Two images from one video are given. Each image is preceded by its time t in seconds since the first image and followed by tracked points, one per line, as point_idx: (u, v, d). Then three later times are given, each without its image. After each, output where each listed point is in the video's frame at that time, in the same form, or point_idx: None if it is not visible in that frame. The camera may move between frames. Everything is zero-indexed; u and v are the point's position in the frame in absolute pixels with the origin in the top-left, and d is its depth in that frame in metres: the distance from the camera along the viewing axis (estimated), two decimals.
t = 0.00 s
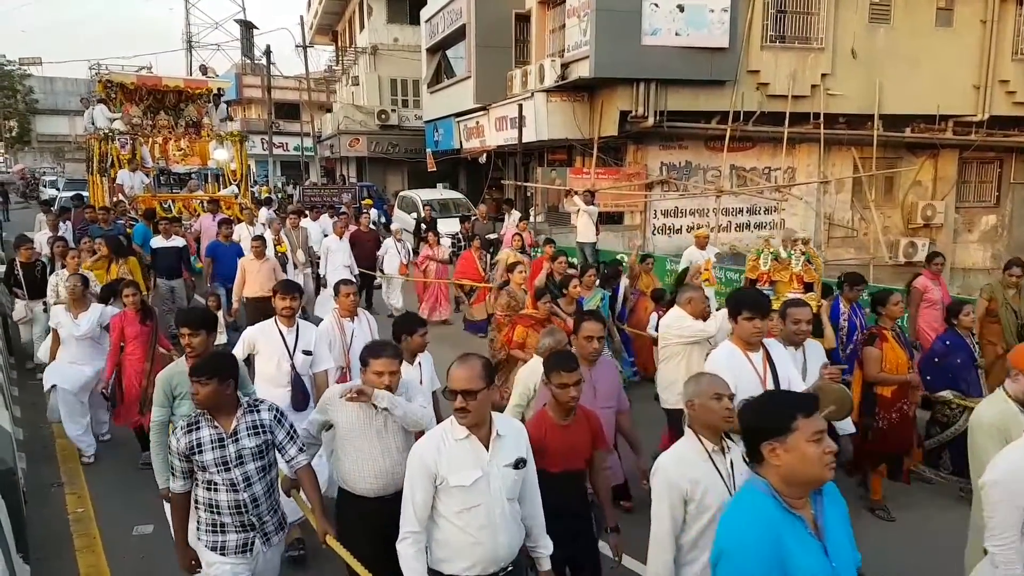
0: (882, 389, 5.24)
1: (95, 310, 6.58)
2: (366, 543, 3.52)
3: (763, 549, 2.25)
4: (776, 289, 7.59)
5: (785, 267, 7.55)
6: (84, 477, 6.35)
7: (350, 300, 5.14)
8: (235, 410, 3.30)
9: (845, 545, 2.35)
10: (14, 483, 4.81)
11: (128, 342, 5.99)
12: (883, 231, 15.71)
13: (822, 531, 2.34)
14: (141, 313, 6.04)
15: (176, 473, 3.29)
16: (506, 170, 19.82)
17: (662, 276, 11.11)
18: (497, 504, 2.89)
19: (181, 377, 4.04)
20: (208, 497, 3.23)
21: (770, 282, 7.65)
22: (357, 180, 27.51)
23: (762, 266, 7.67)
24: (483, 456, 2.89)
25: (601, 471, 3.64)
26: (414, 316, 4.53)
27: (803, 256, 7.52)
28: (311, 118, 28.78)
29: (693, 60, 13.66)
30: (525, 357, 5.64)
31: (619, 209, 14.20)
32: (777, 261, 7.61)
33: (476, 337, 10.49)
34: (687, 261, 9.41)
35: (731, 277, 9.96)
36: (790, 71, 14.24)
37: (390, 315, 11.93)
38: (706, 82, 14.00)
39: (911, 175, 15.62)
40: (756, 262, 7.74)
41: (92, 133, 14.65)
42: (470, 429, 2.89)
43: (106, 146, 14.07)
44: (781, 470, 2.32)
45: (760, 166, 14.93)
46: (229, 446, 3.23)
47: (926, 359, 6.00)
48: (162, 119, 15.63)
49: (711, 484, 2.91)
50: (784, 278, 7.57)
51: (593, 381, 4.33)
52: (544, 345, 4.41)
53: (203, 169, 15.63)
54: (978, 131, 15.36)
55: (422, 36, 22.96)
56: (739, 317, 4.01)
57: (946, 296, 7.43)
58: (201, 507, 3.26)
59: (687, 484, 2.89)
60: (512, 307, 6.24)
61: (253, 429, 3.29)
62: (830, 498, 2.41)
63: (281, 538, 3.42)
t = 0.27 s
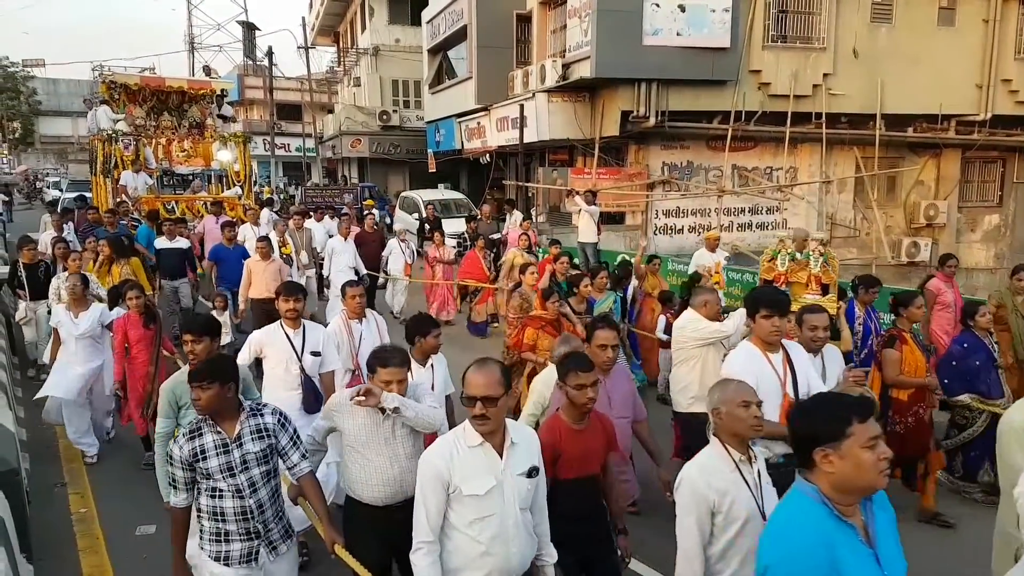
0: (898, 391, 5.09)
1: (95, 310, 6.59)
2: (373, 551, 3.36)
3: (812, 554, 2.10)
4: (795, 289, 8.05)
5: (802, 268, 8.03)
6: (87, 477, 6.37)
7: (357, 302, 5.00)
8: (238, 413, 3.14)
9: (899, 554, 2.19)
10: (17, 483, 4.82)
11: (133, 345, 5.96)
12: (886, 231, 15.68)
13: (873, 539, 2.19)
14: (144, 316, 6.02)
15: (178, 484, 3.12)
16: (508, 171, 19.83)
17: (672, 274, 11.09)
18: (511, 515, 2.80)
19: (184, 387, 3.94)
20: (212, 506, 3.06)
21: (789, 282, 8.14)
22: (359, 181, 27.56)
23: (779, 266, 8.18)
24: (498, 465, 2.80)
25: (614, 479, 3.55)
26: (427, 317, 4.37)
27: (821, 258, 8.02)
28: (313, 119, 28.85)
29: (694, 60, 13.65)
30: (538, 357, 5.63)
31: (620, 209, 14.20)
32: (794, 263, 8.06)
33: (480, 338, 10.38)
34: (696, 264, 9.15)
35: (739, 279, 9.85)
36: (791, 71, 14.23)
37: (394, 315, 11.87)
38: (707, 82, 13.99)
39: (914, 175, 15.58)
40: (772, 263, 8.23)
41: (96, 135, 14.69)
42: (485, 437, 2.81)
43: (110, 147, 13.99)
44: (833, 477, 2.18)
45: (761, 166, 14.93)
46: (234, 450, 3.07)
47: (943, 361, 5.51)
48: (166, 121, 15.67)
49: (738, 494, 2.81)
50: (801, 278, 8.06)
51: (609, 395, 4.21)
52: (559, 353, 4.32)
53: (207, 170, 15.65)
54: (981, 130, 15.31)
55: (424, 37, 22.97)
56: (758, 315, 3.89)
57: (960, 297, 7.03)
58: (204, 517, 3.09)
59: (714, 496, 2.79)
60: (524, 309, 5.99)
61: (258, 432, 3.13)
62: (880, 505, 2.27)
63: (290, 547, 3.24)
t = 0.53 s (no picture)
0: (915, 397, 5.07)
1: (98, 310, 6.59)
2: (380, 556, 3.39)
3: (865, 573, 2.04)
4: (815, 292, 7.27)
5: (821, 269, 7.22)
6: (89, 476, 6.38)
7: (365, 305, 4.93)
8: (246, 417, 3.12)
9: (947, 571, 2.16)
10: (19, 482, 4.83)
11: (136, 348, 5.94)
12: (888, 232, 15.68)
13: (920, 554, 2.18)
14: (148, 318, 6.03)
15: (179, 489, 3.06)
16: (509, 171, 19.82)
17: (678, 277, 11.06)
18: (528, 525, 2.78)
19: (190, 391, 3.89)
20: (218, 511, 3.06)
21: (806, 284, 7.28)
22: (361, 180, 27.55)
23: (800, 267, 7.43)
24: (515, 476, 2.79)
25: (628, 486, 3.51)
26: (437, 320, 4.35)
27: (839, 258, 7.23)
28: (315, 118, 28.83)
29: (697, 60, 13.64)
30: (551, 360, 5.54)
31: (622, 209, 14.20)
32: (814, 263, 7.26)
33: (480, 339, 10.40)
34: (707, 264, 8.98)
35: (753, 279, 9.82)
36: (794, 71, 14.22)
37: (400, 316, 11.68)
38: (710, 82, 13.99)
39: (916, 176, 15.58)
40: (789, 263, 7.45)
41: (98, 133, 14.67)
42: (503, 445, 2.79)
43: (113, 146, 13.95)
44: (883, 494, 2.13)
45: (763, 166, 14.94)
46: (241, 454, 3.06)
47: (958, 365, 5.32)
48: (169, 119, 15.67)
49: (764, 505, 2.80)
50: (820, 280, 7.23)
51: (623, 397, 4.21)
52: (574, 357, 4.39)
53: (210, 169, 15.62)
54: (983, 132, 15.31)
55: (426, 36, 22.95)
56: (780, 316, 3.83)
57: (972, 300, 6.91)
58: (210, 523, 3.10)
59: (740, 506, 2.78)
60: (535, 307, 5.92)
61: (265, 436, 3.13)
62: (925, 522, 2.24)
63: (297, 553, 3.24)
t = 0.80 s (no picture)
0: (938, 401, 5.03)
1: (104, 313, 6.46)
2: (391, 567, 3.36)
3: None
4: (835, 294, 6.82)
5: (844, 269, 6.85)
6: (92, 474, 6.37)
7: (372, 308, 4.88)
8: (255, 423, 3.02)
9: None
10: (21, 480, 4.83)
11: (141, 350, 5.85)
12: (892, 231, 15.61)
13: None
14: (153, 320, 5.92)
15: (184, 496, 2.93)
16: (512, 170, 19.79)
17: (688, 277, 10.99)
18: (553, 539, 2.71)
19: (196, 391, 3.97)
20: (224, 522, 2.95)
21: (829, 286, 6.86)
22: (363, 179, 27.56)
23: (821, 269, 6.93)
24: (541, 488, 2.72)
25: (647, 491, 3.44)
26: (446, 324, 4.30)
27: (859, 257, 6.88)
28: (317, 118, 28.85)
29: (700, 58, 13.60)
30: (565, 362, 5.47)
31: (624, 207, 14.16)
32: (836, 262, 6.88)
33: (484, 339, 10.41)
34: (721, 263, 8.84)
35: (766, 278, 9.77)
36: (797, 69, 14.15)
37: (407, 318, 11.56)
38: (712, 81, 13.94)
39: (920, 174, 15.51)
40: (808, 265, 7.05)
41: (101, 132, 14.68)
42: (528, 456, 2.73)
43: (116, 145, 13.94)
44: (948, 526, 1.97)
45: (767, 165, 14.87)
46: (250, 462, 2.96)
47: (979, 365, 5.22)
48: (172, 119, 15.68)
49: (796, 520, 2.70)
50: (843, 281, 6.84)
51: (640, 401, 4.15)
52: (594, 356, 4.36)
53: (213, 169, 15.58)
54: (987, 130, 15.23)
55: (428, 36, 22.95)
56: (807, 323, 3.70)
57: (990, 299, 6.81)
58: (215, 533, 2.99)
59: (770, 521, 2.69)
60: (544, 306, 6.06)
61: (275, 444, 3.02)
62: (982, 548, 2.09)
63: (304, 566, 3.13)
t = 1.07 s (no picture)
0: (962, 401, 4.85)
1: (112, 319, 6.29)
2: None
3: None
4: (853, 294, 6.33)
5: (863, 269, 6.35)
6: (97, 475, 6.41)
7: (380, 309, 4.84)
8: (271, 433, 2.94)
9: None
10: (27, 480, 4.87)
11: (148, 352, 5.78)
12: (895, 231, 15.62)
13: None
14: (161, 321, 5.84)
15: (198, 506, 2.82)
16: (514, 170, 19.82)
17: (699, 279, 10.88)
18: (583, 546, 2.63)
19: (205, 397, 3.82)
20: (236, 534, 2.87)
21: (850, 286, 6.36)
22: (366, 180, 27.62)
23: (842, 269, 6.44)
24: (569, 493, 2.66)
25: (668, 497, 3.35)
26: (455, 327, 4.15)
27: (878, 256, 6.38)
28: (321, 118, 28.94)
29: (703, 59, 13.63)
30: (581, 365, 5.42)
31: (626, 207, 14.19)
32: (855, 263, 6.41)
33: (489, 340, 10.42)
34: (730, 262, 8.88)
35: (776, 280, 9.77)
36: (800, 69, 14.16)
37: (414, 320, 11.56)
38: (715, 81, 13.97)
39: (923, 174, 15.53)
40: (829, 265, 6.57)
41: (106, 133, 14.76)
42: (557, 459, 2.65)
43: (121, 146, 13.99)
44: None
45: (769, 165, 14.89)
46: (264, 474, 2.87)
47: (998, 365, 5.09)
48: (177, 120, 15.76)
49: (831, 527, 2.65)
50: (863, 280, 6.35)
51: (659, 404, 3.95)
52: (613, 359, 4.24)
53: (218, 170, 15.59)
54: (990, 130, 15.23)
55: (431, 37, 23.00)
56: (838, 330, 3.46)
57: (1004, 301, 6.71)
58: (225, 545, 2.91)
59: (804, 527, 2.64)
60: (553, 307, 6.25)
61: (290, 455, 2.94)
62: None
63: None
